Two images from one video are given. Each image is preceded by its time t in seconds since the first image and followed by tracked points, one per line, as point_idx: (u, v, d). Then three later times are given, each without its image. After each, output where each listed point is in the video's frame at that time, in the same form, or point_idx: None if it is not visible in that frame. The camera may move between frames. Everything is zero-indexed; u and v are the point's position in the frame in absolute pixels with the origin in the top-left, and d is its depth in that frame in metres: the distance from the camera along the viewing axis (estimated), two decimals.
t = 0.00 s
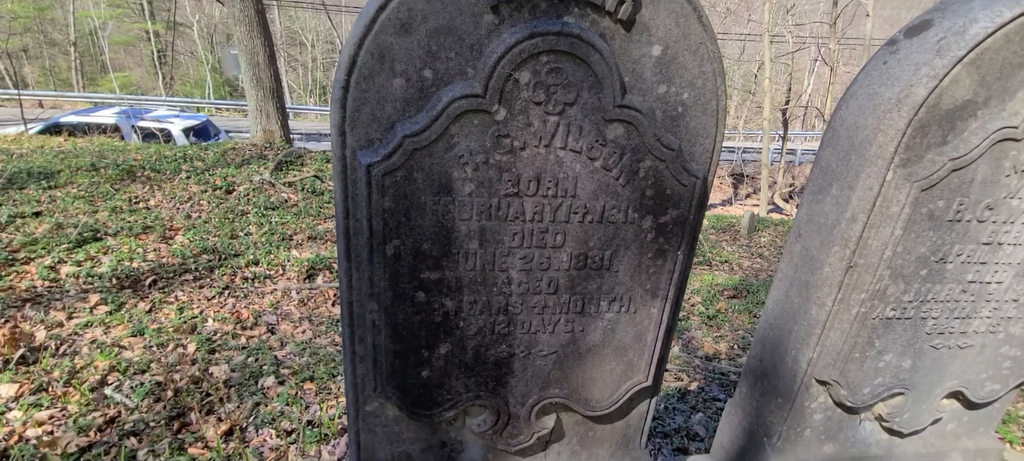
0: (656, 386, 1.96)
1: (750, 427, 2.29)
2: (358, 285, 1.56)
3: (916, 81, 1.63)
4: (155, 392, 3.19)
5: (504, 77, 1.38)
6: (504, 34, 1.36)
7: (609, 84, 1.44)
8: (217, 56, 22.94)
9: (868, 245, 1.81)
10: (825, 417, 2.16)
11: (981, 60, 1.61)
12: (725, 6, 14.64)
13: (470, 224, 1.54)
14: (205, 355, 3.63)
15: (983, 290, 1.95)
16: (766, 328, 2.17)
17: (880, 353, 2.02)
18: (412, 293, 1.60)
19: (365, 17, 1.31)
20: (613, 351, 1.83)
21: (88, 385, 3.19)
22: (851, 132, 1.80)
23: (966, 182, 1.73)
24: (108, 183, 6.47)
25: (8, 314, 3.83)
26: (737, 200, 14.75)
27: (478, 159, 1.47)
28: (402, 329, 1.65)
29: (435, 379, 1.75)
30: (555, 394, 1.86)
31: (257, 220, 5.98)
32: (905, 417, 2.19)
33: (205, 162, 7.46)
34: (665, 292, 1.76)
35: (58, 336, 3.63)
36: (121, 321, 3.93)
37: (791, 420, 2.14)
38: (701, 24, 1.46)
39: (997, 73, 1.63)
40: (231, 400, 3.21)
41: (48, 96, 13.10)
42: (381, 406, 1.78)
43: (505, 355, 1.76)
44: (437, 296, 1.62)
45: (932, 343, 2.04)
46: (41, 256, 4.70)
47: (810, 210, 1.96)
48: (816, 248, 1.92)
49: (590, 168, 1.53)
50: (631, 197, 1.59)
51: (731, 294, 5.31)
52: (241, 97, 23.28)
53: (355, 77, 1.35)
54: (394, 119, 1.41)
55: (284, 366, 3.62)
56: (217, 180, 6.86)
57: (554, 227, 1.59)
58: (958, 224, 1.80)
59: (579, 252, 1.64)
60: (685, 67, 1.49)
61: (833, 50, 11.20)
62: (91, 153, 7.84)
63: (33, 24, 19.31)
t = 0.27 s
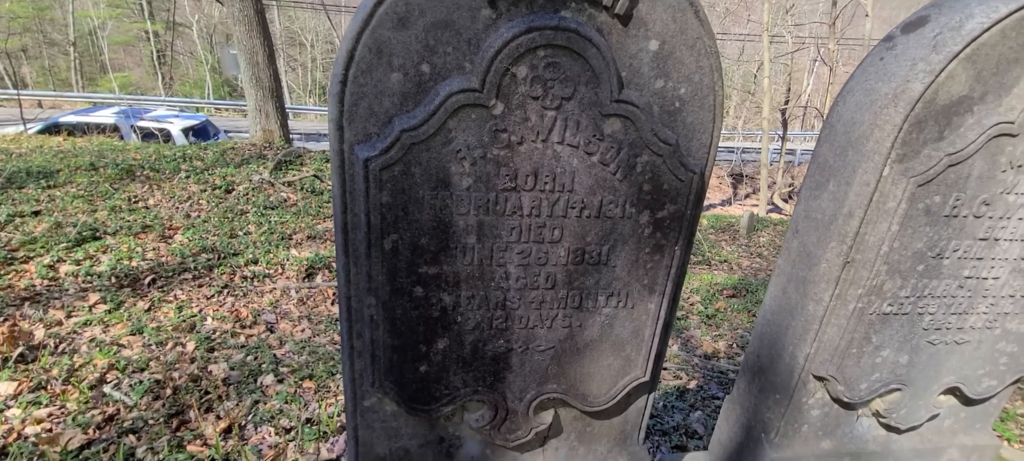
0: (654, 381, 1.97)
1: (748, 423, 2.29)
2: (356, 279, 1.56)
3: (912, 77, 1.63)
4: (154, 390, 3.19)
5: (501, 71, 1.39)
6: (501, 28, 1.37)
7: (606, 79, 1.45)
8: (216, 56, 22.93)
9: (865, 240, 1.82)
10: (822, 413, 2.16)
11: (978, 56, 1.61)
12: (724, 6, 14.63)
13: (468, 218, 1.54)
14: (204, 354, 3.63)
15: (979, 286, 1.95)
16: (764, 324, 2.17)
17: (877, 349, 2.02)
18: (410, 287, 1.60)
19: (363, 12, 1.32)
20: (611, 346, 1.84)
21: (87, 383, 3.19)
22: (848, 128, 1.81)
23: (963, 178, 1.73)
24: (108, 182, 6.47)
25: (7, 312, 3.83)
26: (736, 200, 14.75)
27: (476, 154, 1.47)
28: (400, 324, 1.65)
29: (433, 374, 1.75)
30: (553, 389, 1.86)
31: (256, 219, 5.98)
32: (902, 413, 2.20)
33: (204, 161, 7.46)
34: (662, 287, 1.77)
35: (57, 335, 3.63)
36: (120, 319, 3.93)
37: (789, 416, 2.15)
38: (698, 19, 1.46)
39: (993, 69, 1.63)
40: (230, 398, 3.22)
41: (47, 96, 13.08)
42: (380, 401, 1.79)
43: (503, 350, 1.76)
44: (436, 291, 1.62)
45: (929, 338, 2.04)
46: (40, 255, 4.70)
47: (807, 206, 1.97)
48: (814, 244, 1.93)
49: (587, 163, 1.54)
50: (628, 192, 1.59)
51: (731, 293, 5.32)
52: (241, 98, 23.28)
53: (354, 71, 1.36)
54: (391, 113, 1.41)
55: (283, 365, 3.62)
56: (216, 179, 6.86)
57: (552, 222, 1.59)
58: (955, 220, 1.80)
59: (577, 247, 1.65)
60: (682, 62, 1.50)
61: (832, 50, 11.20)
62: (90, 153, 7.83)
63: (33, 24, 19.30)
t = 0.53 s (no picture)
0: (651, 379, 1.98)
1: (745, 421, 2.31)
2: (355, 277, 1.57)
3: (906, 77, 1.65)
4: (154, 389, 3.20)
5: (498, 71, 1.40)
6: (499, 28, 1.38)
7: (603, 78, 1.46)
8: (216, 56, 22.92)
9: (860, 239, 1.84)
10: (818, 411, 2.18)
11: (970, 56, 1.63)
12: (723, 7, 14.65)
13: (466, 217, 1.56)
14: (203, 353, 3.64)
15: (973, 284, 1.97)
16: (760, 322, 2.19)
17: (872, 347, 2.03)
18: (408, 285, 1.62)
19: (362, 12, 1.33)
20: (608, 344, 1.85)
21: (86, 382, 3.20)
22: (842, 128, 1.82)
23: (956, 177, 1.75)
24: (107, 182, 6.49)
25: (7, 312, 3.84)
26: (735, 200, 14.77)
27: (473, 153, 1.48)
28: (399, 322, 1.66)
29: (431, 372, 1.76)
30: (550, 387, 1.88)
31: (256, 219, 5.99)
32: (897, 411, 2.21)
33: (203, 162, 7.48)
34: (659, 285, 1.78)
35: (56, 334, 3.64)
36: (120, 319, 3.94)
37: (784, 414, 2.17)
38: (693, 20, 1.48)
39: (985, 69, 1.65)
40: (230, 397, 3.23)
41: (47, 97, 13.09)
42: (378, 399, 1.80)
43: (501, 348, 1.78)
44: (434, 289, 1.64)
45: (924, 336, 2.05)
46: (40, 255, 4.71)
47: (803, 206, 1.98)
48: (809, 243, 1.95)
49: (584, 162, 1.55)
50: (624, 191, 1.61)
51: (729, 293, 5.33)
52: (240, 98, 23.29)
53: (353, 71, 1.37)
54: (390, 113, 1.42)
55: (283, 364, 3.63)
56: (216, 179, 6.87)
57: (549, 221, 1.61)
58: (948, 218, 1.81)
59: (573, 245, 1.66)
60: (677, 62, 1.52)
61: (831, 50, 11.21)
62: (89, 153, 7.84)
63: (32, 25, 19.30)
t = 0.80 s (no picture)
0: (649, 380, 2.00)
1: (743, 421, 2.32)
2: (355, 279, 1.59)
3: (900, 81, 1.67)
4: (155, 390, 3.22)
5: (497, 76, 1.42)
6: (498, 34, 1.40)
7: (600, 83, 1.48)
8: (215, 57, 22.95)
9: (855, 241, 1.86)
10: (814, 411, 2.20)
11: (964, 60, 1.65)
12: (722, 7, 14.66)
13: (465, 220, 1.58)
14: (204, 354, 3.66)
15: (968, 285, 1.98)
16: (757, 323, 2.21)
17: (868, 347, 2.05)
18: (409, 287, 1.63)
19: (362, 19, 1.35)
20: (607, 345, 1.87)
21: (88, 383, 3.22)
22: (838, 131, 1.84)
23: (950, 180, 1.77)
24: (107, 183, 6.50)
25: (8, 313, 3.86)
26: (734, 201, 14.80)
27: (473, 157, 1.50)
28: (399, 323, 1.68)
29: (431, 373, 1.78)
30: (549, 388, 1.90)
31: (256, 220, 6.01)
32: (893, 412, 2.23)
33: (203, 163, 7.49)
34: (656, 287, 1.80)
35: (57, 335, 3.66)
36: (121, 320, 3.96)
37: (781, 414, 2.19)
38: (690, 25, 1.50)
39: (979, 73, 1.67)
40: (231, 398, 3.25)
41: (46, 97, 13.11)
42: (379, 399, 1.82)
43: (500, 349, 1.80)
44: (434, 291, 1.66)
45: (920, 337, 2.07)
46: (41, 256, 4.72)
47: (799, 208, 2.00)
48: (805, 244, 1.96)
49: (582, 166, 1.57)
50: (622, 195, 1.63)
51: (728, 294, 5.36)
52: (240, 99, 23.31)
53: (354, 76, 1.39)
54: (390, 117, 1.44)
55: (283, 365, 3.65)
56: (216, 180, 6.89)
57: (548, 224, 1.63)
58: (943, 220, 1.84)
59: (572, 248, 1.68)
60: (674, 67, 1.54)
61: (831, 50, 11.21)
62: (89, 154, 7.86)
63: (32, 26, 19.32)
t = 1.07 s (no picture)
0: (652, 393, 2.02)
1: (745, 432, 2.34)
2: (362, 296, 1.61)
3: (900, 99, 1.69)
4: (158, 397, 3.24)
5: (503, 97, 1.44)
6: (504, 55, 1.42)
7: (605, 103, 1.50)
8: (215, 57, 22.95)
9: (856, 256, 1.88)
10: (816, 422, 2.21)
11: (964, 79, 1.67)
12: (721, 8, 14.67)
13: (471, 237, 1.59)
14: (206, 360, 3.68)
15: (968, 299, 2.00)
16: (759, 335, 2.22)
17: (869, 360, 2.07)
18: (415, 304, 1.65)
19: (370, 41, 1.37)
20: (610, 359, 1.89)
21: (91, 390, 3.23)
22: (839, 147, 1.86)
23: (951, 196, 1.79)
24: (108, 186, 6.52)
25: (11, 318, 3.87)
26: (734, 202, 14.82)
27: (478, 176, 1.52)
28: (405, 339, 1.70)
29: (437, 387, 1.80)
30: (552, 401, 1.92)
31: (257, 223, 6.03)
32: (894, 422, 2.25)
33: (204, 165, 7.51)
34: (660, 302, 1.82)
35: (60, 341, 3.67)
36: (123, 325, 3.98)
37: (783, 425, 2.20)
38: (693, 45, 1.52)
39: (979, 91, 1.69)
40: (234, 405, 3.27)
41: (46, 98, 13.12)
42: (385, 413, 1.84)
43: (505, 363, 1.81)
44: (440, 307, 1.67)
45: (920, 350, 2.09)
46: (43, 261, 4.73)
47: (800, 222, 2.02)
48: (807, 258, 1.98)
49: (587, 184, 1.59)
50: (626, 212, 1.65)
51: (728, 297, 5.37)
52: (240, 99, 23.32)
53: (361, 97, 1.41)
54: (398, 137, 1.46)
55: (286, 371, 3.67)
56: (217, 183, 6.91)
57: (553, 240, 1.64)
58: (943, 235, 1.85)
59: (576, 264, 1.70)
60: (678, 86, 1.55)
61: (830, 52, 11.21)
62: (90, 156, 7.87)
63: (32, 27, 19.32)
